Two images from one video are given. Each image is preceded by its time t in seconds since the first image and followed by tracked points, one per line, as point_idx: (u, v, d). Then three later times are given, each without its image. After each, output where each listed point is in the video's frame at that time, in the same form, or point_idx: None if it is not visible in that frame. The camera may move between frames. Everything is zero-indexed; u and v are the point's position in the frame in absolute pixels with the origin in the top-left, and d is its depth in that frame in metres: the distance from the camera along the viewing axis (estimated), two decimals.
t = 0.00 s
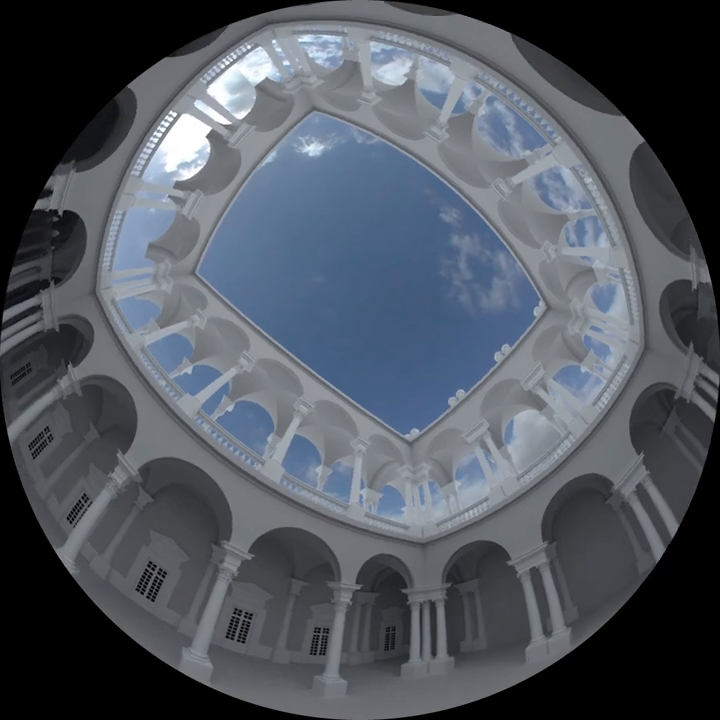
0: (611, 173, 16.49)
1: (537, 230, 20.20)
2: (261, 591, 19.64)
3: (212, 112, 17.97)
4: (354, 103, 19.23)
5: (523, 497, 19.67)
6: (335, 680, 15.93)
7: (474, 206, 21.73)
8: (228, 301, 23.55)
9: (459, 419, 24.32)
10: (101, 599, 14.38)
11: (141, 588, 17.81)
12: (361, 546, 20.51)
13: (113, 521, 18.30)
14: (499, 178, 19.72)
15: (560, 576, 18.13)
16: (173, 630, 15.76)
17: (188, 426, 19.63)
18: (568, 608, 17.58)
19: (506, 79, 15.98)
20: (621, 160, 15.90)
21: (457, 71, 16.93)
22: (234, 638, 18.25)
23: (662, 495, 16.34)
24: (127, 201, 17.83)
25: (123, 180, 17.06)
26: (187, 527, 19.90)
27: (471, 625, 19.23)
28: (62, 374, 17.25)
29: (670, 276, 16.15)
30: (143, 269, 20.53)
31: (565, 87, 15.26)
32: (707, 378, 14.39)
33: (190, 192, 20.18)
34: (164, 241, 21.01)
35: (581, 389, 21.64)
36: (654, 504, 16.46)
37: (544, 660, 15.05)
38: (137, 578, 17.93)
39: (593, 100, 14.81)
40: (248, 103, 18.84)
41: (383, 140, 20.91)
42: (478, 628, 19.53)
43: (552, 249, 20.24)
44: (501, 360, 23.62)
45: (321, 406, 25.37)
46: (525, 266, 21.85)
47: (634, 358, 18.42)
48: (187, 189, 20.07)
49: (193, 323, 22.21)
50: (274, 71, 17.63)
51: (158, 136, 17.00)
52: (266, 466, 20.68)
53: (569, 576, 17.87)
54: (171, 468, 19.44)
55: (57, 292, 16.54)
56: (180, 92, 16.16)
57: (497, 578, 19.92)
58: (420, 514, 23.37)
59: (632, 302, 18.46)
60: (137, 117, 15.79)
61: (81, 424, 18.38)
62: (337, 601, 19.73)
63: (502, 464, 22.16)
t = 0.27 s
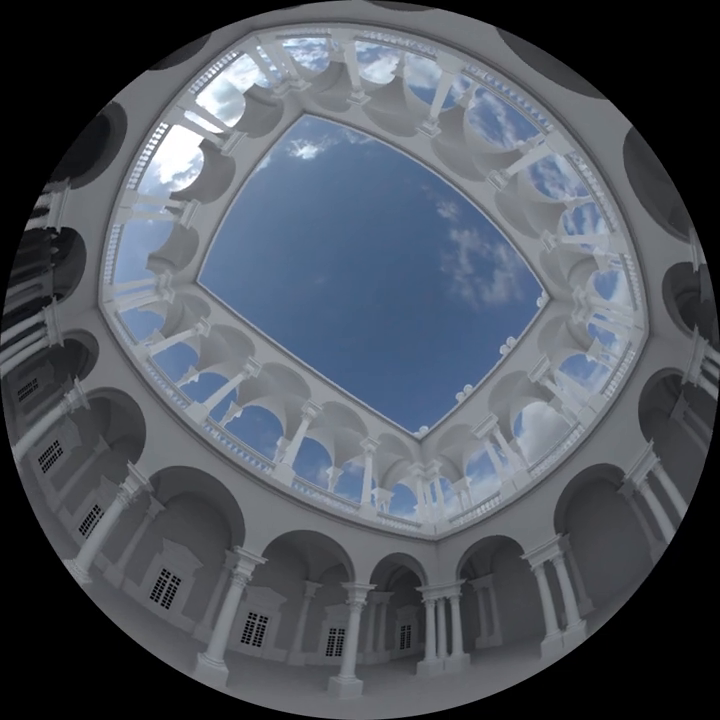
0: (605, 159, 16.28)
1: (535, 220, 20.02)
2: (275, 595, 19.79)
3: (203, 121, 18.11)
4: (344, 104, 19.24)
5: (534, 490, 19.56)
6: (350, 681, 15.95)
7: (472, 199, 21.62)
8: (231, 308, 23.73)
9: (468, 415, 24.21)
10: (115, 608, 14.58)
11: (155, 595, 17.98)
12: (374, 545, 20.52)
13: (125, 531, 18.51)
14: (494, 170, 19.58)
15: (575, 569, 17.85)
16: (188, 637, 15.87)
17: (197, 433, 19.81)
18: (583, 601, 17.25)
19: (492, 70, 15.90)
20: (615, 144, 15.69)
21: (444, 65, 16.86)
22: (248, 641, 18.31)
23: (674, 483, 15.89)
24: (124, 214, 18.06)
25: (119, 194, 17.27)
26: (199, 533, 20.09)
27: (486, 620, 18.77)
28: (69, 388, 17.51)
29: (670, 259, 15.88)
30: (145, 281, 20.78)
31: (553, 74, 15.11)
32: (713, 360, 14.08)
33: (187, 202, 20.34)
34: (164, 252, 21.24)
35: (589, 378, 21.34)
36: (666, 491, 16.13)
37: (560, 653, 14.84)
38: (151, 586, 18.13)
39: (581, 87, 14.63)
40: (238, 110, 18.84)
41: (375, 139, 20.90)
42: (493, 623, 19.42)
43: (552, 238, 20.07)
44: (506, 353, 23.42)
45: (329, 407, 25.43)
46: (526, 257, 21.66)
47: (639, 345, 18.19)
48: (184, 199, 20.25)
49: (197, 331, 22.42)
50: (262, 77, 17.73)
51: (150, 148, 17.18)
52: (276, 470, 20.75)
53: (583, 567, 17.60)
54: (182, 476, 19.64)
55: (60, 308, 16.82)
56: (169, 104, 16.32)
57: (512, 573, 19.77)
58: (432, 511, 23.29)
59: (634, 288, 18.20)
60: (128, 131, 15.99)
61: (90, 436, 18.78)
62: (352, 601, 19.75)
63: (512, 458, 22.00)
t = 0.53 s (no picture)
0: (598, 144, 16.09)
1: (533, 210, 19.85)
2: (290, 598, 19.88)
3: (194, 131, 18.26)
4: (333, 105, 19.27)
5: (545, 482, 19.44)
6: (366, 681, 15.97)
7: (468, 193, 21.51)
8: (234, 314, 23.89)
9: (476, 409, 24.08)
10: (130, 617, 14.78)
11: (170, 602, 18.25)
12: (386, 544, 20.50)
13: (137, 541, 18.71)
14: (489, 162, 19.45)
15: (588, 561, 17.57)
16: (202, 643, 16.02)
17: (207, 441, 19.94)
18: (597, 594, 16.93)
19: (479, 62, 15.84)
20: (607, 128, 15.50)
21: (431, 60, 16.81)
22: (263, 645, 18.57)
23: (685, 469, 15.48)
24: (122, 228, 18.30)
25: (116, 208, 17.51)
26: (212, 540, 20.25)
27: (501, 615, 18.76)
28: (77, 401, 17.73)
29: (670, 242, 15.63)
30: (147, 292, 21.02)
31: (539, 62, 14.97)
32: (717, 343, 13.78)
33: (184, 212, 20.50)
34: (164, 262, 21.46)
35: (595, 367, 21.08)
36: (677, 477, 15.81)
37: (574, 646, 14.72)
38: (165, 593, 18.39)
39: (568, 74, 14.48)
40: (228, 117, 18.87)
41: (367, 138, 20.89)
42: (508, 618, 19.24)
43: (551, 227, 19.89)
44: (512, 345, 23.23)
45: (337, 408, 25.47)
46: (526, 248, 21.50)
47: (644, 330, 17.94)
48: (181, 209, 20.44)
49: (201, 339, 22.63)
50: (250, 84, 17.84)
51: (144, 161, 17.40)
52: (287, 473, 20.83)
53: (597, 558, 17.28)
54: (193, 484, 19.80)
55: (65, 323, 17.11)
56: (160, 116, 16.52)
57: (526, 567, 19.58)
58: (444, 508, 23.19)
59: (636, 273, 17.94)
60: (121, 145, 16.23)
61: (100, 449, 18.82)
62: (367, 601, 19.76)
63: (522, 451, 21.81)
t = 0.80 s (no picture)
0: (591, 130, 15.89)
1: (530, 200, 19.68)
2: (304, 599, 19.94)
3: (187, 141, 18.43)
4: (324, 107, 19.30)
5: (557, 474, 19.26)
6: (382, 680, 15.95)
7: (464, 187, 21.39)
8: (238, 321, 24.05)
9: (484, 404, 23.93)
10: (144, 625, 14.95)
11: (184, 608, 18.45)
12: (399, 543, 20.46)
13: (150, 550, 18.87)
14: (482, 155, 19.31)
15: (602, 552, 17.33)
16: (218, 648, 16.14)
17: (216, 448, 20.10)
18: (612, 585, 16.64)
19: (464, 54, 15.81)
20: (598, 114, 15.30)
21: (417, 56, 16.78)
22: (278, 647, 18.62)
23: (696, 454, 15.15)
24: (121, 241, 18.54)
25: (113, 221, 17.73)
26: (225, 545, 20.42)
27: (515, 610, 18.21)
28: (85, 413, 18.05)
29: (669, 225, 15.36)
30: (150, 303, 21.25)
31: (525, 51, 14.83)
32: None
33: (182, 222, 20.70)
34: (165, 273, 21.69)
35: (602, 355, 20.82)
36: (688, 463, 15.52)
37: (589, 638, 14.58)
38: (180, 600, 18.57)
39: (554, 61, 14.35)
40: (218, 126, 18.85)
41: (359, 138, 20.88)
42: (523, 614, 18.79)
43: (549, 216, 19.67)
44: (517, 337, 23.05)
45: (345, 409, 25.49)
46: (525, 239, 21.33)
47: (648, 316, 17.69)
48: (179, 219, 20.65)
49: (206, 347, 22.81)
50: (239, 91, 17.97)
51: (138, 174, 17.61)
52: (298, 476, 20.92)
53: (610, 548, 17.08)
54: (204, 491, 19.98)
55: (68, 338, 17.38)
56: (151, 128, 16.70)
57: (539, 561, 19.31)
58: (456, 505, 23.09)
59: (637, 259, 17.69)
60: (115, 160, 16.49)
61: (110, 460, 19.27)
62: (382, 601, 19.72)
63: (532, 443, 21.63)
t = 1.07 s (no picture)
0: (582, 116, 15.69)
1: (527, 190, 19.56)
2: (319, 602, 19.98)
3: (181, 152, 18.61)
4: (314, 109, 19.36)
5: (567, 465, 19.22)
6: (398, 679, 15.92)
7: (460, 180, 21.28)
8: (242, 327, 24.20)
9: (492, 398, 23.78)
10: (159, 632, 15.13)
11: (199, 615, 18.60)
12: (411, 541, 20.42)
13: (164, 557, 19.05)
14: (476, 147, 19.22)
15: (615, 543, 17.02)
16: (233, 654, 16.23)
17: (227, 454, 20.28)
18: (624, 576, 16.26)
19: (450, 48, 15.65)
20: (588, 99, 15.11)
21: (403, 53, 16.73)
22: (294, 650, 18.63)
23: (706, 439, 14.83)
24: (121, 255, 18.84)
25: (112, 236, 18.00)
26: (238, 550, 20.54)
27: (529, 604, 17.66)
28: (94, 425, 18.38)
29: (666, 207, 15.10)
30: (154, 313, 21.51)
31: (510, 40, 14.71)
32: None
33: (180, 232, 20.91)
34: (167, 284, 21.93)
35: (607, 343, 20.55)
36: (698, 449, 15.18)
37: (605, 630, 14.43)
38: (195, 606, 18.73)
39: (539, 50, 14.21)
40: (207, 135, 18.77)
41: (351, 138, 20.89)
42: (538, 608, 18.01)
43: (547, 205, 19.46)
44: (521, 329, 22.85)
45: (354, 410, 25.50)
46: (524, 229, 21.15)
47: (651, 301, 17.41)
48: (177, 230, 20.87)
49: (212, 355, 23.02)
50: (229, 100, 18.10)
51: (133, 187, 17.86)
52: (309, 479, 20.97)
53: (623, 539, 16.87)
54: (216, 498, 20.15)
55: (74, 353, 17.65)
56: (144, 141, 16.91)
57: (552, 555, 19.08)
58: (468, 500, 22.97)
59: (637, 244, 17.42)
60: (109, 175, 16.72)
61: (121, 470, 19.48)
62: (396, 599, 19.69)
63: (541, 435, 21.49)
